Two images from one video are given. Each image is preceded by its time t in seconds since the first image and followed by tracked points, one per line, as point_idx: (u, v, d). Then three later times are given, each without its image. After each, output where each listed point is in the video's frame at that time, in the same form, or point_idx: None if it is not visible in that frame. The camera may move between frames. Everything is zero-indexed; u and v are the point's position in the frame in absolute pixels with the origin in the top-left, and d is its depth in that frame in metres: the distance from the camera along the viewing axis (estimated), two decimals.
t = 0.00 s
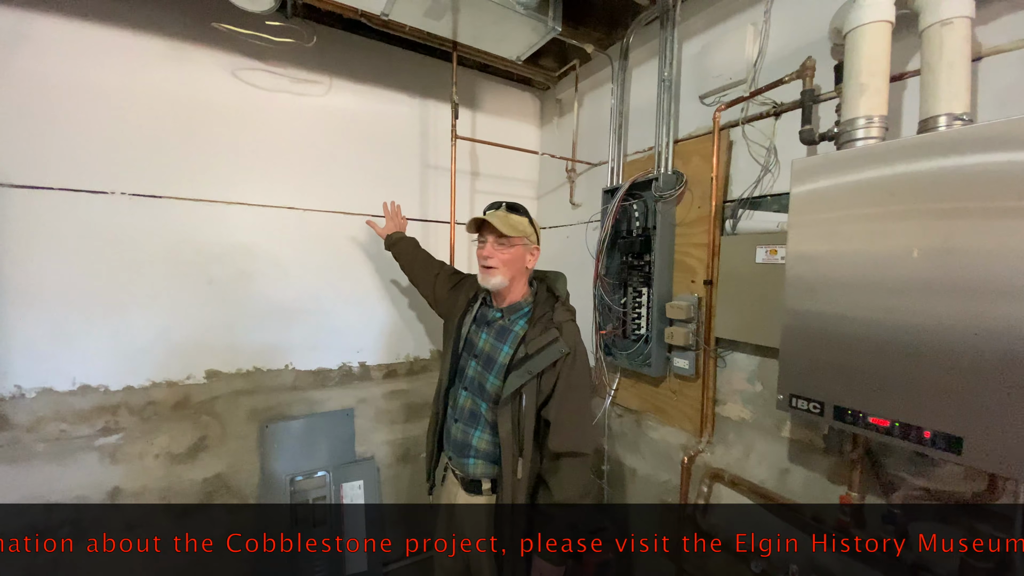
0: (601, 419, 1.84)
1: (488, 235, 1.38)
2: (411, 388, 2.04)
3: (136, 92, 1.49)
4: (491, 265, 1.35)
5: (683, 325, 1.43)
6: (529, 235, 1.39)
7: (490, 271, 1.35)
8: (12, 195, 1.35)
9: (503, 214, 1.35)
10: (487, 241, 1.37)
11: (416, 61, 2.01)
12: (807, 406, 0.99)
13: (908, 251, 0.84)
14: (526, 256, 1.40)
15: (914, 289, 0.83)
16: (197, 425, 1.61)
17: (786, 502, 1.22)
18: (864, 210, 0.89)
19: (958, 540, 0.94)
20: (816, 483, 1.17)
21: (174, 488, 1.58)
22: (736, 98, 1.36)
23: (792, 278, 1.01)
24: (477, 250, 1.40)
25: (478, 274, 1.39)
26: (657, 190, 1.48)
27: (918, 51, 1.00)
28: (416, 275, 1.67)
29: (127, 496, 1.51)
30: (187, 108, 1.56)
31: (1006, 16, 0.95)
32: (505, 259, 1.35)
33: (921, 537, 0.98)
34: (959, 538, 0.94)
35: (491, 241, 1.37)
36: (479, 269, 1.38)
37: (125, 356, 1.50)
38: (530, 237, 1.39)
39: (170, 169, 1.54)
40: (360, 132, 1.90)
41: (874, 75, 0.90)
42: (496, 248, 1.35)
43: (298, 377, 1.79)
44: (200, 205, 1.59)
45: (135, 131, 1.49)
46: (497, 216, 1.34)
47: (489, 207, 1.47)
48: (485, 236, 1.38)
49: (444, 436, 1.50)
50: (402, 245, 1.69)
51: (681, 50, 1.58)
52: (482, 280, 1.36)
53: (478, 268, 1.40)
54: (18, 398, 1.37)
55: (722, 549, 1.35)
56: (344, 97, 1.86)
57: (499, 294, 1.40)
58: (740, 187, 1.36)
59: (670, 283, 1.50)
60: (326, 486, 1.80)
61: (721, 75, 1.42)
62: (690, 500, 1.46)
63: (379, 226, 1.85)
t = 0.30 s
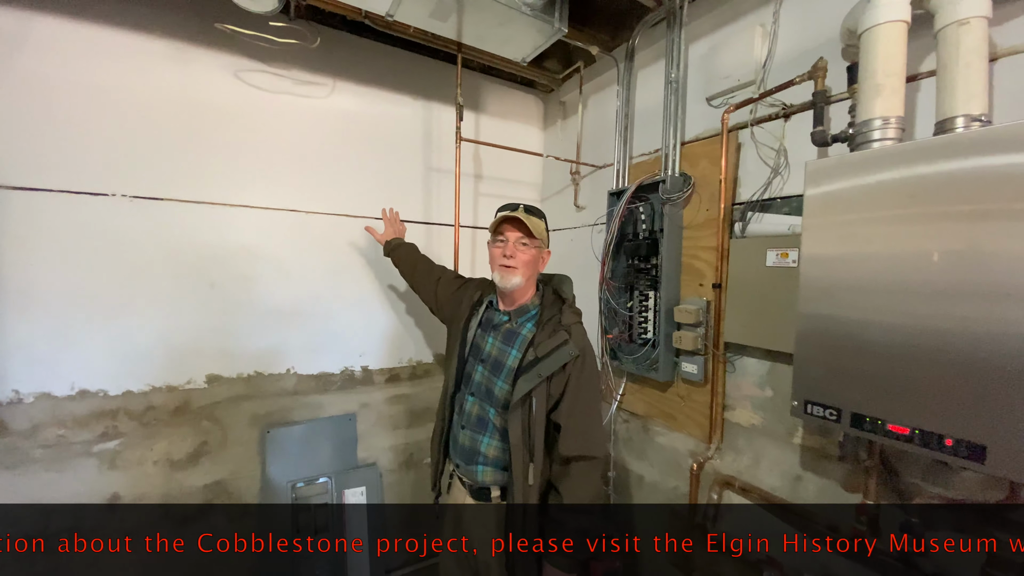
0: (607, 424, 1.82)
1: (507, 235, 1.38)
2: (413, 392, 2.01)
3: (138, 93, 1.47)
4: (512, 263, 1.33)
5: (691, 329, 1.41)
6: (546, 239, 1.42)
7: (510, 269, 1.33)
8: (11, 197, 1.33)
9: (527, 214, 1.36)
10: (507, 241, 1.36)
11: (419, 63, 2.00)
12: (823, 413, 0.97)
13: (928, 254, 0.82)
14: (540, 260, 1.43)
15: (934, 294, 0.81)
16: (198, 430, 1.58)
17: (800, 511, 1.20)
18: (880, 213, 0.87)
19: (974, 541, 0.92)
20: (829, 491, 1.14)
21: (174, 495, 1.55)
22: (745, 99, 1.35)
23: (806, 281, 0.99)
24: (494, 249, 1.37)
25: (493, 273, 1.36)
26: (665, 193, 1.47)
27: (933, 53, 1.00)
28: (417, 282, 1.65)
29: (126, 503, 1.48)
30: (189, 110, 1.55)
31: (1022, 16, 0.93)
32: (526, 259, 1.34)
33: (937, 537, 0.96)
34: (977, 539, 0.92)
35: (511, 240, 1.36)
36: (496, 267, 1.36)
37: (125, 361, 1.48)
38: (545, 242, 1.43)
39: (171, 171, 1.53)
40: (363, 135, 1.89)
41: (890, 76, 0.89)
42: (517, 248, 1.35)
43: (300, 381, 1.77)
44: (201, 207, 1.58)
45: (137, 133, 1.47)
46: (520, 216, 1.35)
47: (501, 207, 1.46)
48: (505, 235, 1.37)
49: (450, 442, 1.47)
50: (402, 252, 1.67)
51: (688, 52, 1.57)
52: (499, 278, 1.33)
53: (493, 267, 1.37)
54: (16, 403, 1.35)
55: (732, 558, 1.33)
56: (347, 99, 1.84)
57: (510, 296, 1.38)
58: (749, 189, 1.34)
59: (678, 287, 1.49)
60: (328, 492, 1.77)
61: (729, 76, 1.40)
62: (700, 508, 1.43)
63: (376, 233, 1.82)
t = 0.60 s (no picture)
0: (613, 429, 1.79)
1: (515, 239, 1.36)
2: (415, 397, 1.98)
3: (139, 93, 1.45)
4: (521, 267, 1.31)
5: (699, 333, 1.39)
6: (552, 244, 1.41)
7: (519, 273, 1.31)
8: (9, 198, 1.31)
9: (535, 217, 1.36)
10: (515, 245, 1.34)
11: (422, 63, 1.99)
12: (840, 419, 0.94)
13: (950, 256, 0.79)
14: (547, 264, 1.41)
15: (958, 298, 0.78)
16: (196, 436, 1.55)
17: (812, 519, 1.17)
18: (900, 215, 0.85)
19: (1000, 540, 0.89)
20: (843, 498, 1.12)
21: (172, 501, 1.52)
22: (754, 100, 1.32)
23: (821, 284, 0.97)
24: (502, 253, 1.34)
25: (501, 278, 1.33)
26: (672, 194, 1.45)
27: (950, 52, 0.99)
28: (417, 284, 1.62)
29: (123, 511, 1.45)
30: (190, 110, 1.53)
31: None
32: (535, 262, 1.33)
33: (961, 540, 0.93)
34: (1001, 539, 0.89)
35: (519, 245, 1.34)
36: (504, 272, 1.33)
37: (123, 365, 1.45)
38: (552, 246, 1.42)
39: (171, 172, 1.50)
40: (364, 136, 1.86)
41: (908, 74, 0.87)
42: (527, 252, 1.33)
43: (300, 386, 1.74)
44: (202, 209, 1.56)
45: (137, 134, 1.45)
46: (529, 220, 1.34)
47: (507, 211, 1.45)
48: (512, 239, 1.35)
49: (457, 448, 1.44)
50: (400, 252, 1.64)
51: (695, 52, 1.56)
52: (509, 282, 1.31)
53: (500, 272, 1.34)
54: (13, 408, 1.33)
55: (744, 568, 1.29)
56: (350, 100, 1.83)
57: (517, 300, 1.36)
58: (758, 191, 1.32)
59: (686, 290, 1.46)
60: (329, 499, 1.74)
61: (737, 76, 1.38)
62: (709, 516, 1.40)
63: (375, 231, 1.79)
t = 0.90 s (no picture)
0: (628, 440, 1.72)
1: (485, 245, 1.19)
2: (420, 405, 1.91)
3: (135, 88, 1.39)
4: (495, 280, 1.17)
5: (721, 338, 1.32)
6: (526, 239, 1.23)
7: (493, 287, 1.17)
8: None
9: (500, 221, 1.16)
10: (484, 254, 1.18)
11: (429, 62, 1.94)
12: (889, 430, 0.88)
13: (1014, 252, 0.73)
14: (524, 263, 1.25)
15: None
16: (191, 447, 1.47)
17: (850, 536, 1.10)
18: (953, 211, 0.79)
19: None
20: (882, 514, 1.05)
21: (165, 517, 1.43)
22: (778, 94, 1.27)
23: (864, 285, 0.91)
24: (473, 263, 1.20)
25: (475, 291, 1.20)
26: (691, 193, 1.39)
27: (997, 38, 0.93)
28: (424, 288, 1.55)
29: (112, 527, 1.36)
30: (189, 106, 1.47)
31: None
32: (507, 273, 1.18)
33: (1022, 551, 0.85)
34: None
35: (490, 252, 1.17)
36: (476, 285, 1.19)
37: (115, 372, 1.38)
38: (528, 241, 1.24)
39: (169, 170, 1.44)
40: (369, 135, 1.81)
41: (957, 61, 0.83)
42: (498, 262, 1.17)
43: (301, 393, 1.67)
44: (200, 209, 1.49)
45: (133, 129, 1.39)
46: (487, 225, 1.14)
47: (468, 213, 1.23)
48: (481, 248, 1.17)
49: (462, 488, 1.22)
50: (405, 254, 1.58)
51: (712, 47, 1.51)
52: (483, 297, 1.18)
53: (474, 283, 1.21)
54: None
55: None
56: (354, 98, 1.77)
57: (496, 311, 1.23)
58: (784, 189, 1.26)
59: (705, 293, 1.40)
60: (330, 513, 1.65)
61: (760, 71, 1.33)
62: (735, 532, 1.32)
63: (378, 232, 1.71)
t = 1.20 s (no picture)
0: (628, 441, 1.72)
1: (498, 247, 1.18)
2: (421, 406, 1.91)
3: (137, 90, 1.40)
4: (505, 284, 1.16)
5: (722, 339, 1.33)
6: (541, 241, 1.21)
7: (501, 292, 1.17)
8: None
9: (517, 221, 1.14)
10: (495, 256, 1.17)
11: (430, 63, 1.94)
12: (891, 431, 0.88)
13: (1016, 254, 0.73)
14: (538, 266, 1.24)
15: None
16: (192, 447, 1.47)
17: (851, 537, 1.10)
18: (955, 212, 0.80)
19: None
20: (883, 514, 1.05)
21: (167, 518, 1.43)
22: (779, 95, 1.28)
23: (866, 286, 0.91)
24: (484, 264, 1.19)
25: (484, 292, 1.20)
26: (692, 194, 1.39)
27: (998, 40, 0.94)
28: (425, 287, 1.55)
29: (113, 528, 1.36)
30: (191, 107, 1.47)
31: None
32: (519, 278, 1.17)
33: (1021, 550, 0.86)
34: None
35: (502, 254, 1.17)
36: (485, 286, 1.19)
37: (116, 373, 1.38)
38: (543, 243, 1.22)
39: (171, 171, 1.44)
40: (370, 136, 1.81)
41: (958, 62, 0.83)
42: (509, 267, 1.16)
43: (302, 394, 1.67)
44: (202, 210, 1.49)
45: (135, 130, 1.39)
46: (500, 227, 1.13)
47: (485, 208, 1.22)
48: (495, 248, 1.16)
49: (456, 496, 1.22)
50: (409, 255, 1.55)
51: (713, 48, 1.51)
52: (491, 301, 1.18)
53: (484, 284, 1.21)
54: None
55: None
56: (355, 98, 1.77)
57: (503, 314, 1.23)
58: (785, 190, 1.26)
59: (706, 294, 1.40)
60: (331, 513, 1.65)
61: (761, 72, 1.33)
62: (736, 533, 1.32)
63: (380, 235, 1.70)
